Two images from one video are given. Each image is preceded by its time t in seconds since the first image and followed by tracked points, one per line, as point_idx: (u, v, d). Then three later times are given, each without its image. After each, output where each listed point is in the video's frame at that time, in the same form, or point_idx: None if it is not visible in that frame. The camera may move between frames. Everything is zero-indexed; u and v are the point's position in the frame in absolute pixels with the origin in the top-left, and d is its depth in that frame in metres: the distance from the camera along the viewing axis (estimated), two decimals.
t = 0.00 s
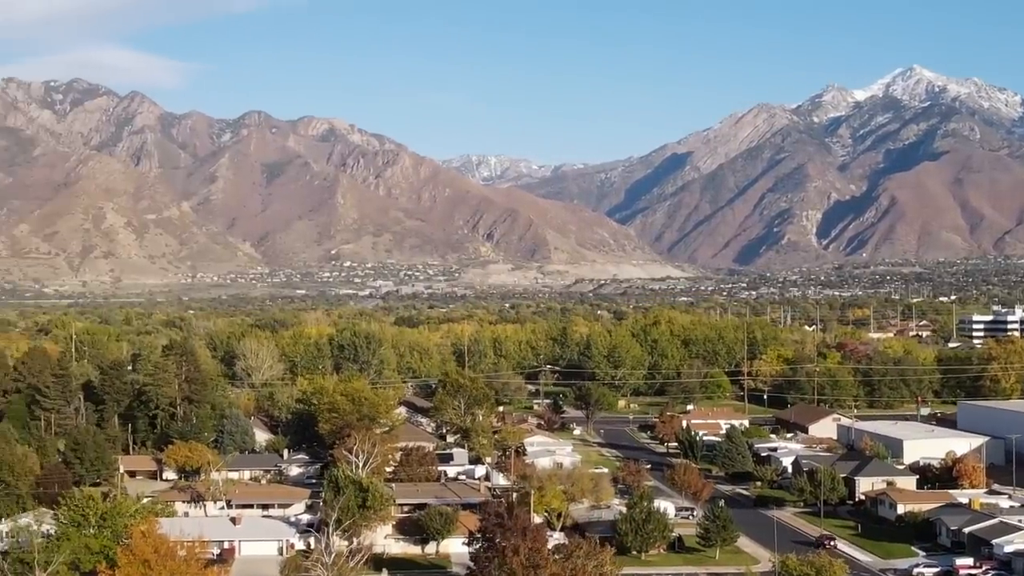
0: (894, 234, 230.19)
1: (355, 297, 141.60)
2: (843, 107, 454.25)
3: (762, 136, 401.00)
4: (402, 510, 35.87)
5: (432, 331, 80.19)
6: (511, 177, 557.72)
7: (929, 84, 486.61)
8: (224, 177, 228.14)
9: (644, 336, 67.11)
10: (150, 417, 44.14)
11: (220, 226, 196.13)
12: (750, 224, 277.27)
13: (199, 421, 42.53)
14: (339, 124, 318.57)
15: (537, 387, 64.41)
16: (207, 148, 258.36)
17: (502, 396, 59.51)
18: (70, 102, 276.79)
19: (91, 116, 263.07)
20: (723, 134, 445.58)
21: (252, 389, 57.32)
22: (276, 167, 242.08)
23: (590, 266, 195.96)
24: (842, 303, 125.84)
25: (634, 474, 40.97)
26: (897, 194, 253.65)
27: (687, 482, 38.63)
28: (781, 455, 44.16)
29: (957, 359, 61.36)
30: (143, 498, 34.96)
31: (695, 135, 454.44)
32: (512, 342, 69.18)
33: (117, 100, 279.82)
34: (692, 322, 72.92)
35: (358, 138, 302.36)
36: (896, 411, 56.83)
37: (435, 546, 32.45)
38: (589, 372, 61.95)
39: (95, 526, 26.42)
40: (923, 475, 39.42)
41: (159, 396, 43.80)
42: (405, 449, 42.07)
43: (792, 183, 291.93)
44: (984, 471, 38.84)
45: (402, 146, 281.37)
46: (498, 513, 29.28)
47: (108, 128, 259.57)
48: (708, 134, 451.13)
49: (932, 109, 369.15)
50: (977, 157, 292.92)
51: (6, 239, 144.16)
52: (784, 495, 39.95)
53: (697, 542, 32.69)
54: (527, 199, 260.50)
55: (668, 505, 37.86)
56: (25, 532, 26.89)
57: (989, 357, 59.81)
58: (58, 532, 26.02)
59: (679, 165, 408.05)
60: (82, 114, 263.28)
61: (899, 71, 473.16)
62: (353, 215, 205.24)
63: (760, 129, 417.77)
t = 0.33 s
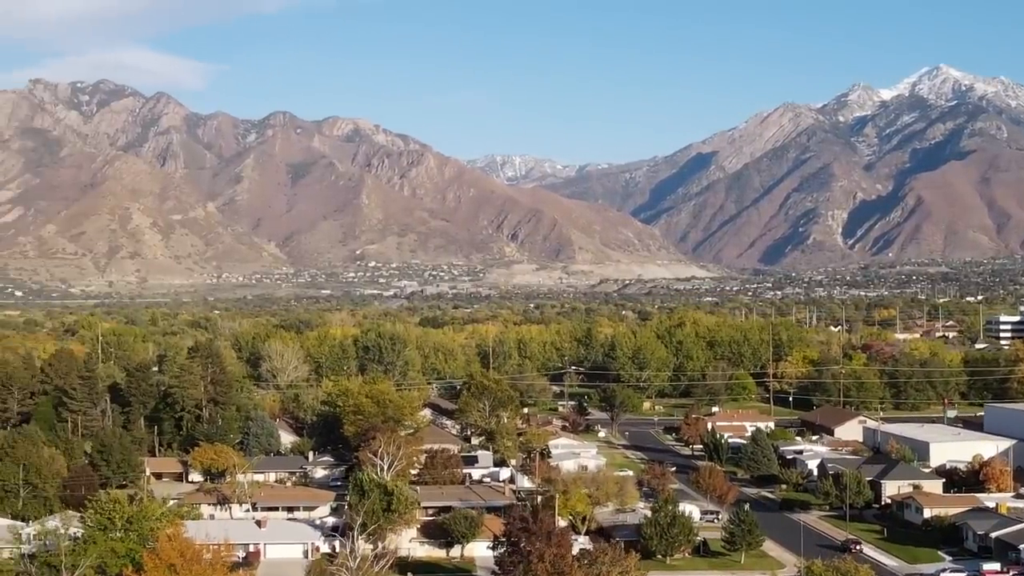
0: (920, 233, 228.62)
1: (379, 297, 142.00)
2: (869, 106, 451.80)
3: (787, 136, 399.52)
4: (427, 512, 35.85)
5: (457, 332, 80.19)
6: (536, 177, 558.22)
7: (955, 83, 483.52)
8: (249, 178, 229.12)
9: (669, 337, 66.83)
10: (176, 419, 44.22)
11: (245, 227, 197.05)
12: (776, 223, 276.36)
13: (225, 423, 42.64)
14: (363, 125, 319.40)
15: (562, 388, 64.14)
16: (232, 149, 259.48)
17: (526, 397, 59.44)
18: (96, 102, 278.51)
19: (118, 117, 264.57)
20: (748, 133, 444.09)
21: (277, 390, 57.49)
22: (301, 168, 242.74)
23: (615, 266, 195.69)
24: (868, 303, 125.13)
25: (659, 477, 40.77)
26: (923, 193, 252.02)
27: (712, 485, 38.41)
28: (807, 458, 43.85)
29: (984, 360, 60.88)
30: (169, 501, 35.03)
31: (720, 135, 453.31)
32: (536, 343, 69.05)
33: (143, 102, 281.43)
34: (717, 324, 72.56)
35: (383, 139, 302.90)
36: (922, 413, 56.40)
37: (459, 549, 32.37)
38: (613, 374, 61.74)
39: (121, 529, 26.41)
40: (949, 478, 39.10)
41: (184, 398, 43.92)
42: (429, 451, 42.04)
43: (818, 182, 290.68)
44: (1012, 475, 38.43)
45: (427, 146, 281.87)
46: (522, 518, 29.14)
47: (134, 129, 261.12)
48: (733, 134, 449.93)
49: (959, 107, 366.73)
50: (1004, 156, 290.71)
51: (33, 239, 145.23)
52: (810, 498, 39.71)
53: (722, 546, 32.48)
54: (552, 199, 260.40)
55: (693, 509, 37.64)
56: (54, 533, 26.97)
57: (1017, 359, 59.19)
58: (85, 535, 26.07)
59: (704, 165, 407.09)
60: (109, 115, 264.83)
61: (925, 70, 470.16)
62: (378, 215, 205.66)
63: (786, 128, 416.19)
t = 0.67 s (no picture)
0: (944, 233, 227.10)
1: (401, 297, 142.33)
2: (892, 105, 449.32)
3: (810, 135, 397.96)
4: (449, 516, 35.81)
5: (480, 333, 80.22)
6: (558, 177, 558.05)
7: (980, 82, 480.68)
8: (272, 179, 230.05)
9: (691, 338, 66.45)
10: (199, 421, 44.34)
11: (268, 227, 197.95)
12: (799, 223, 275.43)
13: (247, 425, 42.71)
14: (385, 124, 320.03)
15: (584, 389, 63.93)
16: (254, 149, 260.35)
17: (548, 399, 59.36)
18: (120, 103, 279.86)
19: (140, 117, 265.77)
20: (771, 132, 442.59)
21: (299, 392, 57.67)
22: (323, 168, 243.30)
23: (636, 266, 195.30)
24: (891, 303, 124.39)
25: (681, 481, 40.58)
26: (947, 192, 250.34)
27: (734, 487, 38.13)
28: (831, 461, 43.56)
29: (1008, 361, 60.43)
30: (192, 504, 35.11)
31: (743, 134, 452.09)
32: (559, 344, 68.92)
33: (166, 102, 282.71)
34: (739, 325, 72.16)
35: (405, 139, 303.31)
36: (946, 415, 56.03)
37: (481, 554, 32.28)
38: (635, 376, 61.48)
39: (144, 533, 26.39)
40: (973, 482, 38.77)
41: (207, 400, 44.04)
42: (451, 454, 41.97)
43: (841, 181, 289.36)
44: None
45: (448, 146, 282.22)
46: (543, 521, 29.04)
47: (157, 129, 262.41)
48: (755, 134, 448.56)
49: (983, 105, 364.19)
50: None
51: (57, 239, 146.13)
52: (832, 501, 39.48)
53: (745, 550, 32.30)
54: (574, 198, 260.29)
55: (715, 512, 37.48)
56: (79, 537, 27.03)
57: None
58: (109, 540, 26.08)
59: (726, 165, 406.14)
60: (132, 115, 266.28)
61: (949, 69, 467.28)
62: (399, 215, 205.93)
63: (809, 127, 414.50)
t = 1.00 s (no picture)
0: (968, 232, 225.36)
1: (423, 297, 142.51)
2: (915, 104, 447.01)
3: (833, 134, 396.36)
4: (470, 519, 35.73)
5: (500, 334, 80.28)
6: (579, 176, 557.89)
7: (1004, 81, 477.84)
8: (294, 179, 230.77)
9: (712, 339, 66.17)
10: (221, 423, 44.34)
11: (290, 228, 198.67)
12: (821, 223, 274.41)
13: (269, 428, 42.71)
14: (407, 124, 320.67)
15: (605, 391, 63.81)
16: (276, 150, 261.16)
17: (570, 401, 59.25)
18: (142, 104, 281.29)
19: (163, 118, 267.04)
20: (793, 131, 441.23)
21: (321, 394, 57.77)
22: (345, 168, 243.71)
23: (658, 266, 194.80)
24: (914, 303, 123.63)
25: (703, 484, 40.41)
26: (971, 191, 248.63)
27: (757, 491, 37.88)
28: (853, 463, 43.30)
29: None
30: (215, 507, 35.11)
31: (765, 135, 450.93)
32: (581, 345, 68.81)
33: (188, 103, 284.08)
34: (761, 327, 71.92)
35: (426, 139, 303.80)
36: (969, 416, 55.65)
37: (503, 557, 32.13)
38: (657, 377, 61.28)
39: (166, 537, 26.31)
40: (996, 486, 38.46)
41: (229, 402, 44.10)
42: (473, 458, 41.83)
43: (863, 181, 288.05)
44: None
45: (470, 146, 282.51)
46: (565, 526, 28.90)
47: (179, 129, 263.67)
48: (778, 133, 447.32)
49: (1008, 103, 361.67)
50: None
51: (81, 239, 147.06)
52: (854, 505, 39.22)
53: (767, 554, 32.08)
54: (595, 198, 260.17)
55: (737, 516, 37.23)
56: (104, 540, 27.07)
57: None
58: (131, 544, 25.99)
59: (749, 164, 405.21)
60: (155, 116, 267.68)
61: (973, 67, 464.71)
62: (421, 215, 206.16)
63: (831, 126, 412.90)
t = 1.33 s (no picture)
0: (991, 232, 223.56)
1: (444, 297, 142.74)
2: (938, 102, 444.58)
3: (855, 133, 394.77)
4: (492, 522, 35.61)
5: (522, 334, 80.35)
6: (601, 176, 557.19)
7: None
8: (316, 179, 231.39)
9: (734, 340, 65.88)
10: (243, 425, 44.48)
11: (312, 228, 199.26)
12: (844, 222, 273.34)
13: (291, 430, 42.77)
14: (428, 124, 321.06)
15: (628, 392, 63.82)
16: (298, 150, 262.03)
17: (591, 403, 59.12)
18: (165, 105, 282.64)
19: (185, 118, 268.26)
20: (816, 131, 439.89)
21: (343, 395, 57.85)
22: (367, 168, 244.08)
23: (680, 266, 194.23)
24: (936, 303, 122.98)
25: (725, 487, 40.15)
26: (994, 190, 246.71)
27: (779, 493, 37.59)
28: (876, 467, 42.97)
29: None
30: (237, 511, 35.12)
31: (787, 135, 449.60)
32: (602, 346, 68.69)
33: (210, 103, 285.08)
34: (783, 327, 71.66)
35: (448, 138, 304.11)
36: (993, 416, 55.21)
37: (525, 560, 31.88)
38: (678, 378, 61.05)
39: (188, 541, 26.22)
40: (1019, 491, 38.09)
41: (251, 404, 44.21)
42: (495, 460, 41.69)
43: (886, 180, 286.68)
44: None
45: (491, 145, 282.56)
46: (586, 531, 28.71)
47: (202, 129, 264.70)
48: (801, 133, 445.86)
49: None
50: None
51: (104, 240, 147.84)
52: (877, 509, 38.90)
53: (789, 558, 31.80)
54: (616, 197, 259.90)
55: (759, 519, 36.92)
56: (127, 544, 27.14)
57: None
58: (154, 549, 25.95)
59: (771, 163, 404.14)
60: (177, 117, 268.79)
61: (997, 66, 461.86)
62: (443, 215, 206.30)
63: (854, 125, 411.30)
